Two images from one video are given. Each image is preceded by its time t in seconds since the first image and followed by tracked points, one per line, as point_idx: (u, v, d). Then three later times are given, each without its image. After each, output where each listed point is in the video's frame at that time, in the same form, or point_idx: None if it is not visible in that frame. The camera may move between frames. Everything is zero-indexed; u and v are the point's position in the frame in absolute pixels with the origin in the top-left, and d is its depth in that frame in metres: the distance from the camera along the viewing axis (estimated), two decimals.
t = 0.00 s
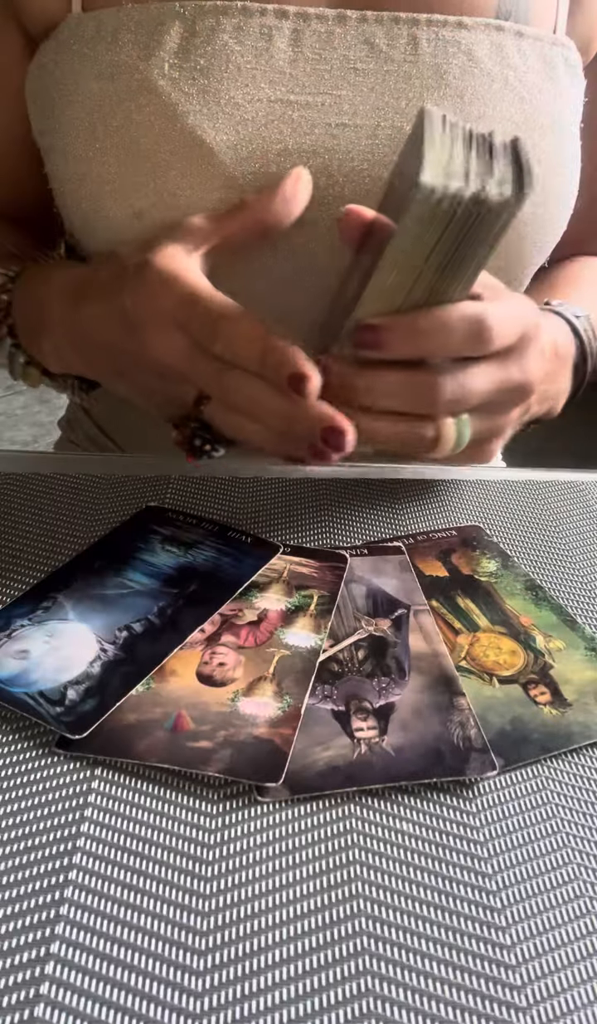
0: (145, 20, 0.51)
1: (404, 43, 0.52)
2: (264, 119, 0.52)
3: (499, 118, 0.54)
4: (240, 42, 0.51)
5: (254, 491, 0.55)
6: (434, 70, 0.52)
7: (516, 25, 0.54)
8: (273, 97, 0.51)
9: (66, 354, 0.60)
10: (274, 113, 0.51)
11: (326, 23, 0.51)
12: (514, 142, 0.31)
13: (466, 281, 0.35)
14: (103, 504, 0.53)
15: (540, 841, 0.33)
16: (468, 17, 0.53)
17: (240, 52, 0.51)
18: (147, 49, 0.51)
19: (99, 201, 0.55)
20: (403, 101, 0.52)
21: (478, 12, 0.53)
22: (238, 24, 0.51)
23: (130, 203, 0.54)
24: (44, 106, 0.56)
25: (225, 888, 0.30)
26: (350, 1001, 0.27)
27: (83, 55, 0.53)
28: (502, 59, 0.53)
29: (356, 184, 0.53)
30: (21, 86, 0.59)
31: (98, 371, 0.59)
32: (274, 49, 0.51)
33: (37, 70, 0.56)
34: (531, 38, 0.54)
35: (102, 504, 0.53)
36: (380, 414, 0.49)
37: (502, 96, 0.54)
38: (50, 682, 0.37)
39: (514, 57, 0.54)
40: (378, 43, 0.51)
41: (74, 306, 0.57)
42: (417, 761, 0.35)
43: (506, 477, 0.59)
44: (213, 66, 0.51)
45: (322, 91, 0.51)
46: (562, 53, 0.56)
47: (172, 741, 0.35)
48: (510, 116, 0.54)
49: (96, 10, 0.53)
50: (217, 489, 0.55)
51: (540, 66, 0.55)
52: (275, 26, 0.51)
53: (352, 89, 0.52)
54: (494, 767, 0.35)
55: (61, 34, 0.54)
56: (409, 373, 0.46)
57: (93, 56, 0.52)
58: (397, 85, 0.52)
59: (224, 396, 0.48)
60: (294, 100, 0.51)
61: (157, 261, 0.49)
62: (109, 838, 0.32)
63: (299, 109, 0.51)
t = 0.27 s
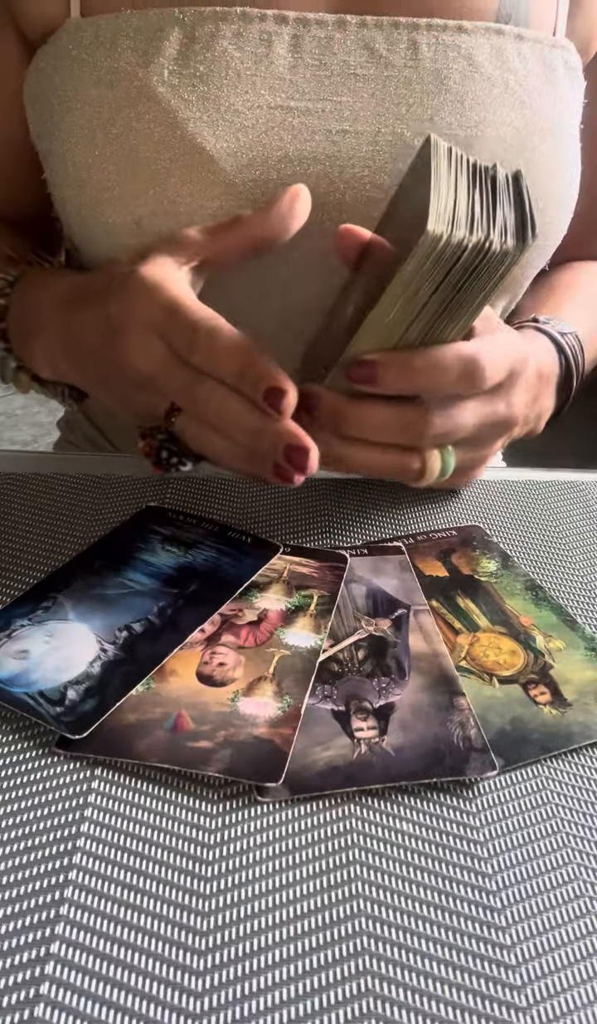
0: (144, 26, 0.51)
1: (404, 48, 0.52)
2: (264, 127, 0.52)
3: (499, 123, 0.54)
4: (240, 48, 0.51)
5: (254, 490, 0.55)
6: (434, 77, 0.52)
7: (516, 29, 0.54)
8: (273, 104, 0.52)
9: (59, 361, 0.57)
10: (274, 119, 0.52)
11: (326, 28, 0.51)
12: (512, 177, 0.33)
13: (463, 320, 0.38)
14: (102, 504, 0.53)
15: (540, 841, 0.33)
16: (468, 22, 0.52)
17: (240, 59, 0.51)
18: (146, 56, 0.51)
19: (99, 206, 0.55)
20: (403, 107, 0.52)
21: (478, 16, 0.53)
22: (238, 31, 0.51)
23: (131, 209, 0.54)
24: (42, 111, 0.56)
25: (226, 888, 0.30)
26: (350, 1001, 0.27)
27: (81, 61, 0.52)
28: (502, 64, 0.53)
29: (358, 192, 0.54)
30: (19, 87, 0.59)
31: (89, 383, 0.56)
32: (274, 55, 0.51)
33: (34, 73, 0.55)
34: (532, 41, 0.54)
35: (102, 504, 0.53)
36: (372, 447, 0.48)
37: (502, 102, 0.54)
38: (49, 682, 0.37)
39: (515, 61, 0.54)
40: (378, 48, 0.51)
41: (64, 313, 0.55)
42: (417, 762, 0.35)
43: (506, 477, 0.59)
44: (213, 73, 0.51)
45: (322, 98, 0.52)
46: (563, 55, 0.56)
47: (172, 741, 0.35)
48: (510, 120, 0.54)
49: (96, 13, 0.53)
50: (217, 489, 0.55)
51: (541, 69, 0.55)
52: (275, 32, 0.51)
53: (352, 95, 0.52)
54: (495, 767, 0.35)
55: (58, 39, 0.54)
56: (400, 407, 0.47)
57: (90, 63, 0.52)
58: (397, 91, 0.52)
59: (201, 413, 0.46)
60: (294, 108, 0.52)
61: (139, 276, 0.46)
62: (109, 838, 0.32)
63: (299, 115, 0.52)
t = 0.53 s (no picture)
0: (144, 28, 0.51)
1: (404, 51, 0.52)
2: (265, 130, 0.52)
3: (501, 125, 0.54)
4: (240, 50, 0.51)
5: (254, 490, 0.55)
6: (435, 79, 0.52)
7: (517, 31, 0.54)
8: (274, 107, 0.52)
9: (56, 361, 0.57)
10: (275, 123, 0.52)
11: (325, 31, 0.51)
12: (516, 150, 0.35)
13: (462, 294, 0.39)
14: (102, 504, 0.53)
15: (540, 841, 0.33)
16: (468, 24, 0.53)
17: (239, 61, 0.51)
18: (145, 58, 0.51)
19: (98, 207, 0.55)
20: (403, 109, 0.52)
21: (478, 19, 0.53)
22: (238, 34, 0.51)
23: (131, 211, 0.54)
24: (42, 112, 0.55)
25: (225, 888, 0.30)
26: (350, 1002, 0.27)
27: (80, 62, 0.52)
28: (503, 66, 0.53)
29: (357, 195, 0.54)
30: (19, 88, 0.59)
31: (87, 385, 0.56)
32: (274, 57, 0.51)
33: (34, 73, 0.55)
34: (533, 42, 0.54)
35: (102, 504, 0.53)
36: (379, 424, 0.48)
37: (503, 103, 0.54)
38: (50, 682, 0.37)
39: (516, 63, 0.54)
40: (378, 51, 0.51)
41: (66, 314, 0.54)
42: (418, 762, 0.35)
43: (506, 477, 0.59)
44: (213, 75, 0.51)
45: (322, 101, 0.52)
46: (564, 57, 0.56)
47: (172, 741, 0.35)
48: (511, 123, 0.54)
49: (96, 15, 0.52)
50: (218, 489, 0.55)
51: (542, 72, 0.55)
52: (275, 34, 0.51)
53: (352, 98, 0.52)
54: (495, 767, 0.35)
55: (58, 41, 0.53)
56: (402, 380, 0.46)
57: (90, 64, 0.52)
58: (397, 94, 0.52)
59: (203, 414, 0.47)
60: (294, 111, 0.52)
61: (141, 276, 0.46)
62: (109, 838, 0.32)
63: (299, 119, 0.52)
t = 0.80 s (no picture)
0: (148, 24, 0.53)
1: (401, 46, 0.53)
2: (265, 123, 0.52)
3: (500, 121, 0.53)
4: (241, 44, 0.53)
5: (254, 490, 0.55)
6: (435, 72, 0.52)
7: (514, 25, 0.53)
8: (273, 102, 0.53)
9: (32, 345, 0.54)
10: (273, 118, 0.52)
11: (325, 27, 0.53)
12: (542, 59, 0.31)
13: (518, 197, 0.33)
14: (103, 504, 0.53)
15: (540, 841, 0.33)
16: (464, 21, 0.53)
17: (239, 57, 0.53)
18: (148, 53, 0.53)
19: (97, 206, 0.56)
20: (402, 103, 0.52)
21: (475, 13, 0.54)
22: (238, 29, 0.53)
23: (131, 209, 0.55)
24: (47, 109, 0.56)
25: (225, 888, 0.30)
26: (350, 1001, 0.27)
27: (83, 57, 0.54)
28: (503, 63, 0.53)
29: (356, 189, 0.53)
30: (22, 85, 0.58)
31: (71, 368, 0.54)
32: (274, 53, 0.53)
33: (39, 71, 0.56)
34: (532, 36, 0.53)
35: (102, 504, 0.53)
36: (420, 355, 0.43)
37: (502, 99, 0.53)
38: (49, 682, 0.37)
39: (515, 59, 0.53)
40: (375, 45, 0.53)
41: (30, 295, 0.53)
42: (418, 762, 0.35)
43: (506, 477, 0.59)
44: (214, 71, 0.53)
45: (321, 94, 0.53)
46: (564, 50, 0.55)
47: (172, 741, 0.35)
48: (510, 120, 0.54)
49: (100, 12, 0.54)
50: (218, 489, 0.55)
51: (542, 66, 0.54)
52: (274, 31, 0.53)
53: (351, 91, 0.53)
54: (495, 767, 0.35)
55: (62, 37, 0.55)
56: (453, 302, 0.40)
57: (94, 58, 0.54)
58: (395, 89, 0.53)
59: (177, 383, 0.44)
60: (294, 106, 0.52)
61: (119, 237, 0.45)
62: (109, 838, 0.32)
63: (298, 112, 0.53)
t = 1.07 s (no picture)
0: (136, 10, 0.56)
1: (392, 36, 0.58)
2: (252, 112, 0.60)
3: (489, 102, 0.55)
4: (228, 32, 0.57)
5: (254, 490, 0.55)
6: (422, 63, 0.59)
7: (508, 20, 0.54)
8: (262, 91, 0.59)
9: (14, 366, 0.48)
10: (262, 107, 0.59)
11: (314, 15, 0.57)
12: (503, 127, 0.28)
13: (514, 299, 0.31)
14: (103, 504, 0.53)
15: (539, 841, 0.33)
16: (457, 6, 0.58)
17: (228, 45, 0.58)
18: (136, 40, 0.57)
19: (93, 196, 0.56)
20: (390, 94, 0.60)
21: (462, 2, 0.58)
22: (227, 18, 0.57)
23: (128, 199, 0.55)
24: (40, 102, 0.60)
25: (226, 888, 0.30)
26: (350, 1002, 0.27)
27: (74, 46, 0.57)
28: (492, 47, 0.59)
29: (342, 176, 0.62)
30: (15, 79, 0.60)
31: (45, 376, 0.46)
32: (261, 41, 0.58)
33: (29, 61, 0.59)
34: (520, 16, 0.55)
35: (102, 504, 0.53)
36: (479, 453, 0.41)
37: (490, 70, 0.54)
38: (50, 682, 0.37)
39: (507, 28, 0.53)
40: (365, 34, 0.58)
41: None
42: (418, 762, 0.35)
43: (506, 477, 0.59)
44: (202, 59, 0.58)
45: (310, 84, 0.59)
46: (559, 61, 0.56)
47: (172, 741, 0.35)
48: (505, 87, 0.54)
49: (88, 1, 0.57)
50: (218, 489, 0.55)
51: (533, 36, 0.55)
52: (263, 20, 0.57)
53: (339, 82, 0.59)
54: (495, 767, 0.36)
55: (51, 27, 0.58)
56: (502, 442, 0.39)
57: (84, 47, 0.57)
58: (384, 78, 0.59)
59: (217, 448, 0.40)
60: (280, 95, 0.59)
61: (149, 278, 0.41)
62: (109, 838, 0.32)
63: (285, 103, 0.59)
